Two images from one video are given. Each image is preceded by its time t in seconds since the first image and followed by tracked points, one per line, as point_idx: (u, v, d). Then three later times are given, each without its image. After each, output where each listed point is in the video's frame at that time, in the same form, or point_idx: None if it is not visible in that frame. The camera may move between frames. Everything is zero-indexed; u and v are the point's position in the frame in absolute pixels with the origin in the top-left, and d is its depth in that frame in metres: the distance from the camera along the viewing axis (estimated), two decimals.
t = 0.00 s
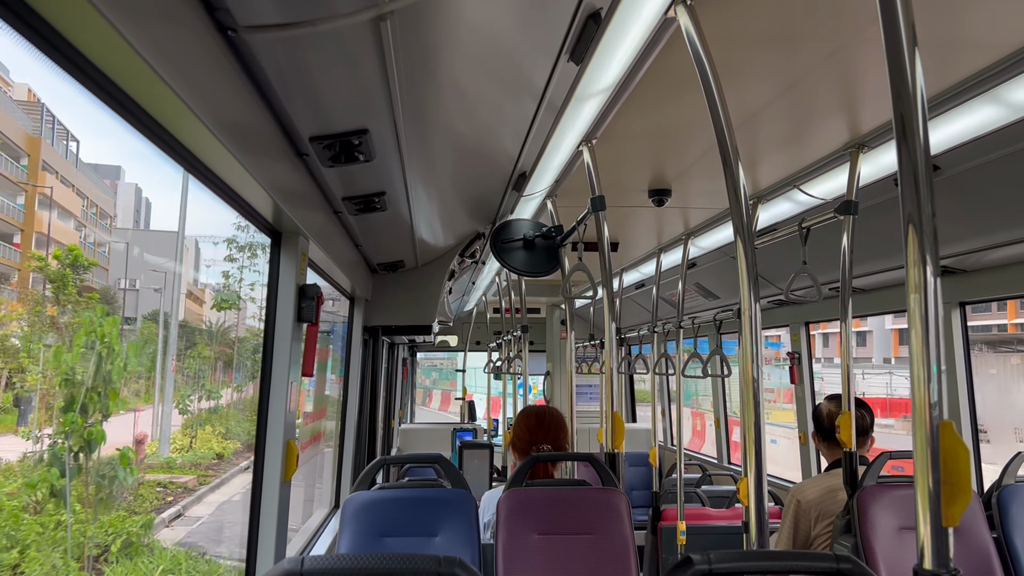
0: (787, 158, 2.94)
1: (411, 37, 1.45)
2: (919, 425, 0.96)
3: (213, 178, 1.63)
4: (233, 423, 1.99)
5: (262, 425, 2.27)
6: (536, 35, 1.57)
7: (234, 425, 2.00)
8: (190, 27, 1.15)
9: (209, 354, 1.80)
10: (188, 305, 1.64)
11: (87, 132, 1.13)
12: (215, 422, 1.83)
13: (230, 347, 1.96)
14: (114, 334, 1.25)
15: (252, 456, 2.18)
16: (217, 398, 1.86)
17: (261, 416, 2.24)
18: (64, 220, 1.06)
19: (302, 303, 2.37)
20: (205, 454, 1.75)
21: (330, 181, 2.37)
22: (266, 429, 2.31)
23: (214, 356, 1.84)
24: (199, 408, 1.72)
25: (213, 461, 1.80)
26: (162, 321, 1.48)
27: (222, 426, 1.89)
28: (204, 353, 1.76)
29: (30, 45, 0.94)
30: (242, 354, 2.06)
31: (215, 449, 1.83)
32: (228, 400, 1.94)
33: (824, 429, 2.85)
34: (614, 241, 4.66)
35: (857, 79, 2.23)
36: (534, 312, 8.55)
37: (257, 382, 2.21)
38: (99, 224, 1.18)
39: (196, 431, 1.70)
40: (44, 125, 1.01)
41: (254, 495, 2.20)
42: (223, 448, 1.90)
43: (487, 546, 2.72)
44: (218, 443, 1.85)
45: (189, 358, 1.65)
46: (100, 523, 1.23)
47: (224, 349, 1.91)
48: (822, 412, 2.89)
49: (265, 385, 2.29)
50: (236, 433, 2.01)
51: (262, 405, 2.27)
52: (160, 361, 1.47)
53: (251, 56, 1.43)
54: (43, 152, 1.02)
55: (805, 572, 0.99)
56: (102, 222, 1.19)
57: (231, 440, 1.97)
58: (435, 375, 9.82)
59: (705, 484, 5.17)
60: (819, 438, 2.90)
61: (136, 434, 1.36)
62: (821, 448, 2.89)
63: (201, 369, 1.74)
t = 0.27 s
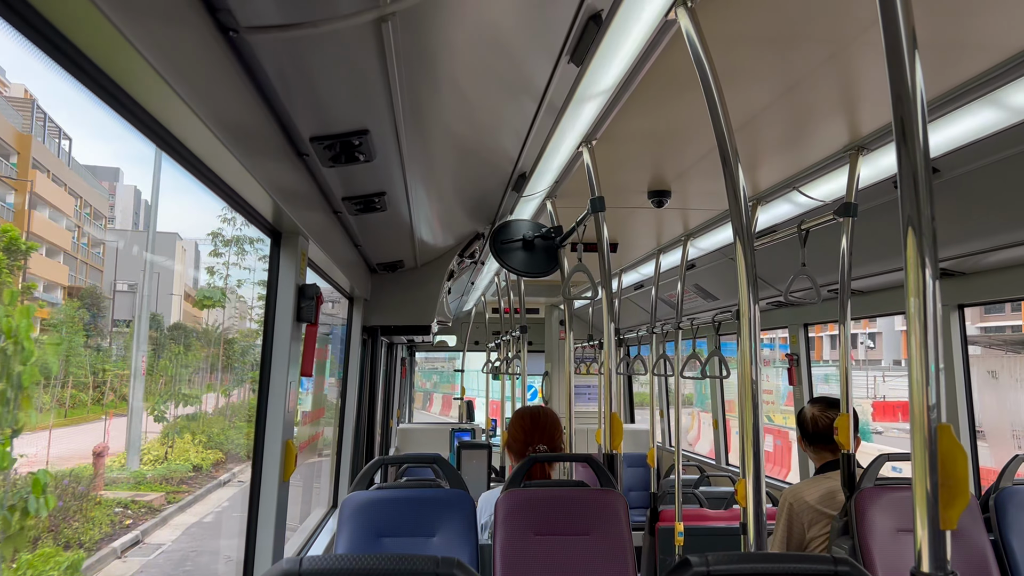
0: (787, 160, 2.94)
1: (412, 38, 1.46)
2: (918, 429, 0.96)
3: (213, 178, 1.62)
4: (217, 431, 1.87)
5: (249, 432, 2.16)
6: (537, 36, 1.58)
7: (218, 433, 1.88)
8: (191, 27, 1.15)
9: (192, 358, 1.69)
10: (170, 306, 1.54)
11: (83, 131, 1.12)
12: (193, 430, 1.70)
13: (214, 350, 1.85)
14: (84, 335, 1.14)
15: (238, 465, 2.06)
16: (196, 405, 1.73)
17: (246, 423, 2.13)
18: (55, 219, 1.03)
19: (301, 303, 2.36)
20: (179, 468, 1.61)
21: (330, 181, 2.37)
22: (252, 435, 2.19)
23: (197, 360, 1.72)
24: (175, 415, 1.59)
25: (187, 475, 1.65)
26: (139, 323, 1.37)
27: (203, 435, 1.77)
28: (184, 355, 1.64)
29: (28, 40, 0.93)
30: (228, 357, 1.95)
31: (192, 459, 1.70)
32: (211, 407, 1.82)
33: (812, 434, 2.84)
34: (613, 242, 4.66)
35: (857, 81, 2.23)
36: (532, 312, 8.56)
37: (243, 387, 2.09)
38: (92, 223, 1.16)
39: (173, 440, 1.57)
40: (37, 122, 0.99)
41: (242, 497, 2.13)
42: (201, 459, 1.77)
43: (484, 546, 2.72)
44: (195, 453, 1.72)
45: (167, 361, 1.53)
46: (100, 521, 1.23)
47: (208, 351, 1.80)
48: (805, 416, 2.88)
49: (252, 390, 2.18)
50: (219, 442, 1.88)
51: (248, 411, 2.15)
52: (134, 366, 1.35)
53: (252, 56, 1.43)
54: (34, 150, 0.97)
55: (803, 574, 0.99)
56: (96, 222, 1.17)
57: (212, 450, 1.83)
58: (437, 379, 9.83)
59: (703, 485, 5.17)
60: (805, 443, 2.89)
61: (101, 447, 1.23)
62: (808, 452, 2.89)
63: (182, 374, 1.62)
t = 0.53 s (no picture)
0: (787, 159, 2.94)
1: (410, 35, 1.45)
2: (914, 430, 0.96)
3: (211, 175, 1.62)
4: (196, 440, 1.74)
5: (233, 441, 2.04)
6: (536, 34, 1.57)
7: (198, 443, 1.75)
8: (188, 22, 1.14)
9: (173, 360, 1.58)
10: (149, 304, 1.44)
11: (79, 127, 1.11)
12: (169, 440, 1.56)
13: (197, 353, 1.74)
14: (43, 330, 1.03)
15: (221, 477, 1.94)
16: (174, 411, 1.60)
17: (230, 432, 2.00)
18: (49, 218, 1.03)
19: (299, 300, 2.36)
20: (150, 484, 1.47)
21: (329, 179, 2.36)
22: (236, 445, 2.06)
23: (179, 363, 1.62)
24: (150, 424, 1.46)
25: (157, 490, 1.51)
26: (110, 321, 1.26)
27: (181, 445, 1.64)
28: (162, 357, 1.52)
29: (24, 37, 0.92)
30: (211, 360, 1.83)
31: (165, 473, 1.56)
32: (192, 413, 1.71)
33: (806, 436, 2.83)
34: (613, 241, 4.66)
35: (857, 80, 2.23)
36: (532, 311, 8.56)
37: (228, 394, 1.98)
38: (86, 221, 1.16)
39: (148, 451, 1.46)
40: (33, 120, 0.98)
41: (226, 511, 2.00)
42: (176, 472, 1.63)
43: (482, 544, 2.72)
44: (170, 466, 1.58)
45: (143, 363, 1.42)
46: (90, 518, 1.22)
47: (191, 355, 1.69)
48: (797, 418, 2.88)
49: (237, 396, 2.06)
50: (198, 454, 1.75)
51: (233, 418, 2.04)
52: (101, 367, 1.23)
53: (249, 52, 1.43)
54: (25, 148, 0.96)
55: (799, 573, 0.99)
56: (91, 221, 1.17)
57: (190, 462, 1.70)
58: (440, 381, 9.85)
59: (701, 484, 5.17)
60: (800, 445, 2.89)
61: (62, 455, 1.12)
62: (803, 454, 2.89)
63: (162, 377, 1.52)
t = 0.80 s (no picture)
0: (783, 157, 2.94)
1: (402, 35, 1.45)
2: (902, 429, 0.96)
3: (205, 176, 1.63)
4: (171, 450, 1.62)
5: (213, 452, 1.91)
6: (528, 34, 1.57)
7: (175, 454, 1.64)
8: (178, 25, 1.15)
9: (147, 363, 1.46)
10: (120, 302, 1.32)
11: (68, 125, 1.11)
12: (141, 450, 1.44)
13: (174, 356, 1.62)
14: (25, 328, 1.01)
15: (198, 491, 1.81)
16: (146, 417, 1.46)
17: (208, 442, 1.87)
18: (43, 216, 1.04)
19: (295, 300, 2.37)
20: (130, 493, 1.40)
21: (324, 179, 2.37)
22: (216, 455, 1.94)
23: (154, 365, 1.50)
24: (118, 432, 1.34)
25: (120, 509, 1.35)
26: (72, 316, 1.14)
27: (156, 455, 1.53)
28: (134, 358, 1.40)
29: (11, 40, 0.92)
30: (189, 364, 1.71)
31: (134, 489, 1.41)
32: (169, 421, 1.60)
33: (807, 433, 2.83)
34: (610, 240, 4.66)
35: (851, 79, 2.23)
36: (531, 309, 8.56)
37: (207, 401, 1.86)
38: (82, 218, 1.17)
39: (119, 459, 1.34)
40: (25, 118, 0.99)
41: (202, 529, 1.86)
42: (147, 486, 1.49)
43: (479, 542, 2.72)
44: (139, 480, 1.43)
45: (110, 364, 1.29)
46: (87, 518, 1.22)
47: (167, 358, 1.58)
48: (800, 416, 2.89)
49: (217, 403, 1.94)
50: (173, 465, 1.62)
51: (214, 427, 1.92)
52: (55, 367, 1.10)
53: (241, 53, 1.43)
54: (17, 144, 0.96)
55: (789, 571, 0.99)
56: (87, 220, 1.19)
57: (162, 475, 1.57)
58: (442, 382, 9.92)
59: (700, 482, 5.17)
60: (802, 442, 2.90)
61: (12, 465, 0.99)
62: (805, 450, 2.89)
63: (135, 381, 1.40)
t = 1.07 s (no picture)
0: (782, 153, 2.93)
1: (400, 34, 1.45)
2: (907, 423, 0.96)
3: (205, 177, 1.62)
4: (147, 460, 1.46)
5: (194, 461, 1.76)
6: (527, 31, 1.57)
7: (152, 462, 1.49)
8: (177, 25, 1.14)
9: (119, 363, 1.32)
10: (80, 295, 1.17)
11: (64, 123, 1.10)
12: (105, 460, 1.26)
13: (153, 355, 1.49)
14: (21, 328, 1.00)
15: (176, 506, 1.64)
16: (111, 424, 1.29)
17: (189, 450, 1.72)
18: (39, 215, 1.02)
19: (296, 301, 2.36)
20: (131, 495, 1.39)
21: (323, 179, 2.36)
22: (197, 464, 1.78)
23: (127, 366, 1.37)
24: (80, 441, 1.18)
25: (73, 529, 1.16)
26: (25, 308, 1.01)
27: (125, 465, 1.35)
28: (118, 355, 1.32)
29: (4, 36, 0.91)
30: (168, 365, 1.57)
31: (91, 508, 1.22)
32: (146, 426, 1.46)
33: (813, 427, 2.85)
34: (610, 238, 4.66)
35: (850, 74, 2.23)
36: (530, 308, 8.56)
37: (189, 407, 1.72)
38: (80, 218, 1.16)
39: (96, 463, 1.23)
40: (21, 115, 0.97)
41: (174, 554, 1.63)
42: (111, 503, 1.30)
43: (482, 541, 2.72)
44: (99, 497, 1.25)
45: (110, 365, 1.29)
46: (89, 518, 1.22)
47: (144, 359, 1.45)
48: (810, 410, 2.90)
49: (202, 408, 1.80)
50: (146, 478, 1.45)
51: (197, 433, 1.77)
52: (55, 367, 1.09)
53: (239, 53, 1.43)
54: (17, 145, 0.96)
55: (794, 566, 0.99)
56: (89, 220, 1.19)
57: (131, 490, 1.38)
58: (446, 382, 9.97)
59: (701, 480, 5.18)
60: (810, 437, 2.90)
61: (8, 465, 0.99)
62: (811, 445, 2.89)
63: (101, 382, 1.24)
